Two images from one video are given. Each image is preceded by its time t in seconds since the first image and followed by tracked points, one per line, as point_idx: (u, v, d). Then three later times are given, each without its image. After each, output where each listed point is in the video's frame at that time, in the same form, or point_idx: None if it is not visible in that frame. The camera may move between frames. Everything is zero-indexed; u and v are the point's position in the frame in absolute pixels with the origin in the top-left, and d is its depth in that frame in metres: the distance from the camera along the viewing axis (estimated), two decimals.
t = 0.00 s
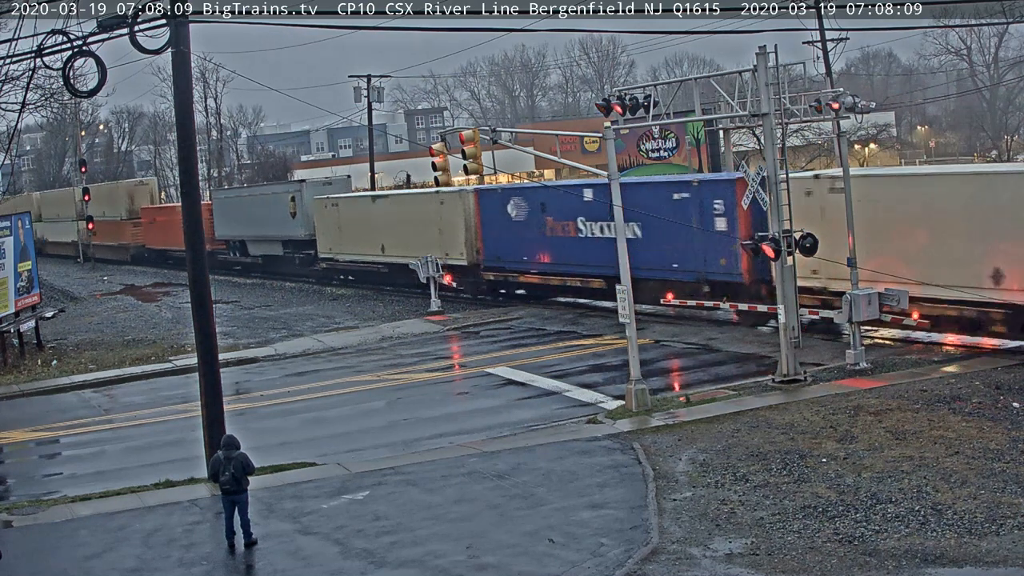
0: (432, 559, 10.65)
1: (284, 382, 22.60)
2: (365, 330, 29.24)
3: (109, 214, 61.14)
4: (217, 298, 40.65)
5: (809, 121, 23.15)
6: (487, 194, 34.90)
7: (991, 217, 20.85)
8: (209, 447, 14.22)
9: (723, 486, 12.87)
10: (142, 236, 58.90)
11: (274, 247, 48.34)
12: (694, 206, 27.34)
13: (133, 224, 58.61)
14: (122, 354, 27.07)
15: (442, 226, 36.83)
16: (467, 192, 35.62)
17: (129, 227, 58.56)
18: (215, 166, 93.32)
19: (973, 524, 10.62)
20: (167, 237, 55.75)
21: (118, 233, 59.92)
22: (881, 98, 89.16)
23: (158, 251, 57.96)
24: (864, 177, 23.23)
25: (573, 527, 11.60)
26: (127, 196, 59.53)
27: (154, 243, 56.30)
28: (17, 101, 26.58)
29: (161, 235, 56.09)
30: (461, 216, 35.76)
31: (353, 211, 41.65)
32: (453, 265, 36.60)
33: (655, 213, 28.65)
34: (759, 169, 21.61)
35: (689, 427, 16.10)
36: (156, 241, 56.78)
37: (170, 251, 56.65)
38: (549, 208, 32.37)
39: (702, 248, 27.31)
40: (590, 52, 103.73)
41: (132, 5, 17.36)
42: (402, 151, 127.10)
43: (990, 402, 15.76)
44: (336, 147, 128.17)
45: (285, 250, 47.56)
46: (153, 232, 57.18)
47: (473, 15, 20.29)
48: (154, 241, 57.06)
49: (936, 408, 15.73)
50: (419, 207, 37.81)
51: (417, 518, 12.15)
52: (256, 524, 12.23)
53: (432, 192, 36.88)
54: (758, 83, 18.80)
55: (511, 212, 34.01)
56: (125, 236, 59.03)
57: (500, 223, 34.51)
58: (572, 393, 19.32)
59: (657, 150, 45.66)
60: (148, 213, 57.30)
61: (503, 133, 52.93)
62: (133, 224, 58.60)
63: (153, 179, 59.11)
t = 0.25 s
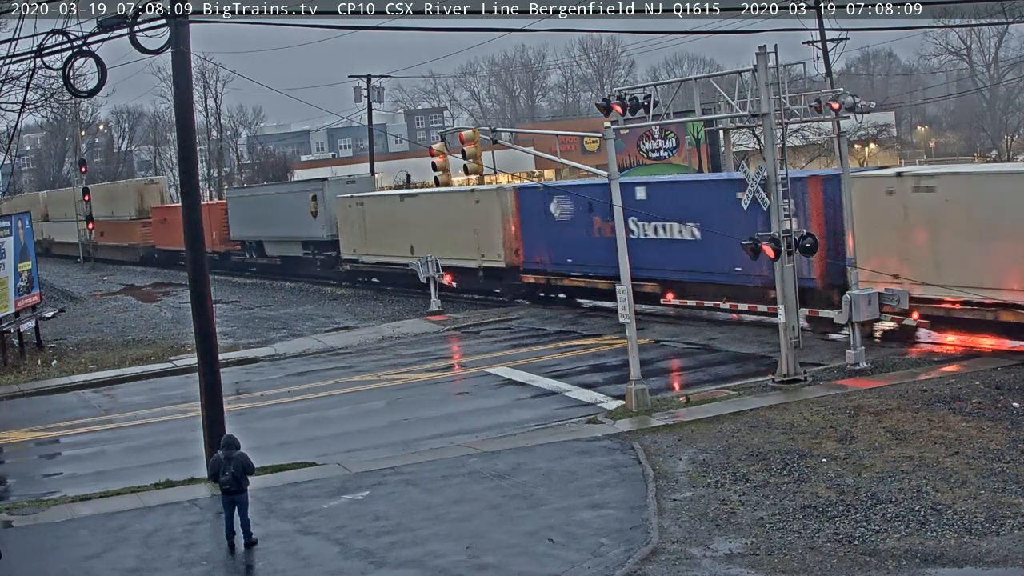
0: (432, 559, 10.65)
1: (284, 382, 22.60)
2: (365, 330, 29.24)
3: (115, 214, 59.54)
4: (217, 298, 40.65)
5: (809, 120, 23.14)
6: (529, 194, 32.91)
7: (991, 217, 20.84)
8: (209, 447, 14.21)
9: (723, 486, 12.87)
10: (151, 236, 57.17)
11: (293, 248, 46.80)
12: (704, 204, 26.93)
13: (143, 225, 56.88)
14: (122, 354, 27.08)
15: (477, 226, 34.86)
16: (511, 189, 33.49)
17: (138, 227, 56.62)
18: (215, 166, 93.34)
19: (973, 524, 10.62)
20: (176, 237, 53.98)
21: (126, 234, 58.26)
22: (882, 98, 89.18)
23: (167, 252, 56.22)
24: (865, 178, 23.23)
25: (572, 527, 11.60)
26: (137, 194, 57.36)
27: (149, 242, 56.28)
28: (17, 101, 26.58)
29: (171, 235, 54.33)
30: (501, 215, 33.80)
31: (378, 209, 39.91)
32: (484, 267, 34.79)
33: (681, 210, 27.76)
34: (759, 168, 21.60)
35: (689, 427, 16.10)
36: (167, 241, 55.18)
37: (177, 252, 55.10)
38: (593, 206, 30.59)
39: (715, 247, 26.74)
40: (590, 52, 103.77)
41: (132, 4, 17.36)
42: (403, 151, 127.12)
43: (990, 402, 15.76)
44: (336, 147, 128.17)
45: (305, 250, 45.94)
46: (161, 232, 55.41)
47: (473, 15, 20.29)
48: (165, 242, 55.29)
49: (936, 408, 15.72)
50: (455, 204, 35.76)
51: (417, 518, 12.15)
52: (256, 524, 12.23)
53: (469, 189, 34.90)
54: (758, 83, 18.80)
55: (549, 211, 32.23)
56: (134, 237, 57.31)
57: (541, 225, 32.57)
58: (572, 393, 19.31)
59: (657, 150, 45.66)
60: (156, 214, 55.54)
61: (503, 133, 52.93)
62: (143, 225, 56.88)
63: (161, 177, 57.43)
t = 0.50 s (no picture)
0: (432, 559, 10.65)
1: (284, 382, 22.60)
2: (365, 330, 29.24)
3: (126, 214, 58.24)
4: (217, 298, 40.64)
5: (809, 120, 23.13)
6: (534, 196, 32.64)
7: (989, 216, 20.87)
8: (209, 447, 14.21)
9: (723, 486, 12.87)
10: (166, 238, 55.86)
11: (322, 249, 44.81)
12: (703, 205, 27.11)
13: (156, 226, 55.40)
14: (122, 354, 27.07)
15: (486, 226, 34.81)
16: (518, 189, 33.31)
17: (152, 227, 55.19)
18: (215, 166, 93.33)
19: (973, 524, 10.62)
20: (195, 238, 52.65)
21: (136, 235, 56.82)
22: (882, 98, 89.18)
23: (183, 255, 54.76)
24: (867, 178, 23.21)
25: (572, 527, 11.60)
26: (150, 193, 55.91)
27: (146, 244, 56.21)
28: (17, 101, 26.57)
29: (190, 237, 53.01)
30: (528, 215, 33.02)
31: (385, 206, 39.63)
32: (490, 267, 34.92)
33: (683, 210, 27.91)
34: (759, 168, 21.60)
35: (690, 427, 16.09)
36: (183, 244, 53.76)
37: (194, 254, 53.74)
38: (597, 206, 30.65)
39: (714, 248, 26.96)
40: (589, 52, 103.78)
41: (132, 4, 17.35)
42: (403, 151, 127.10)
43: (990, 402, 15.76)
44: (336, 147, 128.17)
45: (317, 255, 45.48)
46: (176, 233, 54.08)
47: (473, 15, 20.28)
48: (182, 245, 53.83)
49: (936, 408, 15.72)
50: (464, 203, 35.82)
51: (417, 518, 12.16)
52: (256, 524, 12.23)
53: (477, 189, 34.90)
54: (758, 83, 18.80)
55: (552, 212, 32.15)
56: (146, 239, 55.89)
57: (545, 226, 32.43)
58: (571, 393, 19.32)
59: (657, 151, 45.65)
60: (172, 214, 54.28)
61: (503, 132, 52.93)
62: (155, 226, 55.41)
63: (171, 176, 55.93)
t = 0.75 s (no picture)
0: (432, 559, 10.65)
1: (284, 382, 22.60)
2: (365, 330, 29.24)
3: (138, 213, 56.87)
4: (217, 298, 40.65)
5: (809, 120, 23.13)
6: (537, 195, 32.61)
7: (990, 214, 20.87)
8: (209, 448, 14.21)
9: (723, 486, 12.87)
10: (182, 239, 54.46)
11: (350, 248, 42.89)
12: (705, 204, 27.08)
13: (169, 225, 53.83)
14: (121, 354, 27.07)
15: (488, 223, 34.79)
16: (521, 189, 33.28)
17: (166, 226, 53.37)
18: (215, 166, 93.35)
19: (973, 524, 10.62)
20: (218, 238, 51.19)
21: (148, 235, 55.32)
22: (882, 99, 89.20)
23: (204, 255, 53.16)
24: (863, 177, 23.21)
25: (572, 527, 11.60)
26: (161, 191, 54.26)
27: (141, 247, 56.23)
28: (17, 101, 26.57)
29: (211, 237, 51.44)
30: (528, 216, 33.00)
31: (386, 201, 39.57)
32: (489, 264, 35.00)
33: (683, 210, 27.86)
34: (759, 169, 21.59)
35: (689, 427, 16.10)
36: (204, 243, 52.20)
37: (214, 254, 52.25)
38: (605, 207, 30.24)
39: (713, 246, 26.97)
40: (589, 52, 103.79)
41: (132, 4, 17.35)
42: (403, 151, 127.11)
43: (990, 402, 15.76)
44: (336, 147, 128.21)
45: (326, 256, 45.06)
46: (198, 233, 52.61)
47: (473, 15, 20.28)
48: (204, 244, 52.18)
49: (936, 408, 15.73)
50: (467, 200, 35.74)
51: (417, 518, 12.16)
52: (256, 524, 12.23)
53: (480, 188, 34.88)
54: (758, 83, 18.80)
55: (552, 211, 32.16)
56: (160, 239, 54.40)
57: (545, 225, 32.41)
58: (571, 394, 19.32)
59: (657, 150, 45.65)
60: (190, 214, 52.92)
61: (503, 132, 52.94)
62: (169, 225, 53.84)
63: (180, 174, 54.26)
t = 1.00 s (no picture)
0: (432, 559, 10.65)
1: (285, 382, 22.60)
2: (365, 330, 29.23)
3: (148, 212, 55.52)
4: (217, 298, 40.64)
5: (809, 120, 23.12)
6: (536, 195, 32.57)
7: (991, 213, 20.86)
8: (209, 448, 14.20)
9: (723, 486, 12.87)
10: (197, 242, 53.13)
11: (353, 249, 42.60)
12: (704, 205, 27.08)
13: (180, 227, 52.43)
14: (121, 354, 27.07)
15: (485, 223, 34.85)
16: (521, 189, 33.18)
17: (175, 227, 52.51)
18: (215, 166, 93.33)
19: (973, 524, 10.62)
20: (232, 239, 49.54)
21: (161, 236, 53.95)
22: (881, 99, 89.17)
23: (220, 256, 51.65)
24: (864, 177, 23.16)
25: (572, 527, 11.59)
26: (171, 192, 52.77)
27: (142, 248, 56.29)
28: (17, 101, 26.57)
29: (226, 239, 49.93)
30: (527, 216, 32.98)
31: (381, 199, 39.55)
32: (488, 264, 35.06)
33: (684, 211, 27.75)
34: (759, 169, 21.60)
35: (689, 427, 16.09)
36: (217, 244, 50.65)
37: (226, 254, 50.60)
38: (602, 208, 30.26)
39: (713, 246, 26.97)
40: (589, 52, 103.75)
41: (132, 4, 17.36)
42: (403, 151, 127.09)
43: (990, 402, 15.76)
44: (336, 147, 128.23)
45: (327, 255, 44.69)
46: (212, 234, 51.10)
47: (473, 15, 20.28)
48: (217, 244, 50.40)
49: (936, 408, 15.72)
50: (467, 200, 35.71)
51: (417, 518, 12.15)
52: (256, 524, 12.23)
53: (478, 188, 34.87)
54: (758, 83, 18.80)
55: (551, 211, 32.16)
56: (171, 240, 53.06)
57: (544, 226, 32.43)
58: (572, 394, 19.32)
59: (657, 150, 45.63)
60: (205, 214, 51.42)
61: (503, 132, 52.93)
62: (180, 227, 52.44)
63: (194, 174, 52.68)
